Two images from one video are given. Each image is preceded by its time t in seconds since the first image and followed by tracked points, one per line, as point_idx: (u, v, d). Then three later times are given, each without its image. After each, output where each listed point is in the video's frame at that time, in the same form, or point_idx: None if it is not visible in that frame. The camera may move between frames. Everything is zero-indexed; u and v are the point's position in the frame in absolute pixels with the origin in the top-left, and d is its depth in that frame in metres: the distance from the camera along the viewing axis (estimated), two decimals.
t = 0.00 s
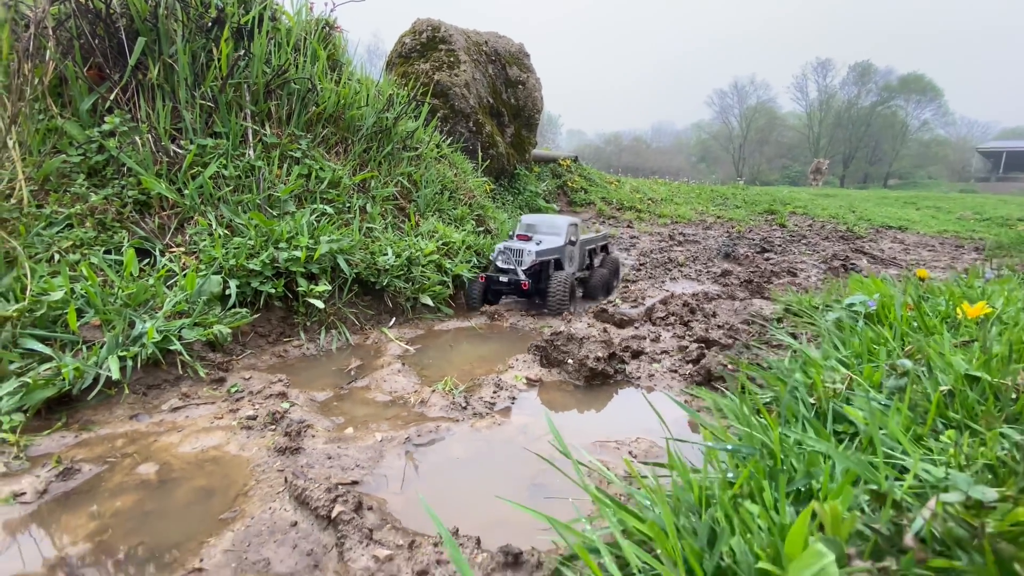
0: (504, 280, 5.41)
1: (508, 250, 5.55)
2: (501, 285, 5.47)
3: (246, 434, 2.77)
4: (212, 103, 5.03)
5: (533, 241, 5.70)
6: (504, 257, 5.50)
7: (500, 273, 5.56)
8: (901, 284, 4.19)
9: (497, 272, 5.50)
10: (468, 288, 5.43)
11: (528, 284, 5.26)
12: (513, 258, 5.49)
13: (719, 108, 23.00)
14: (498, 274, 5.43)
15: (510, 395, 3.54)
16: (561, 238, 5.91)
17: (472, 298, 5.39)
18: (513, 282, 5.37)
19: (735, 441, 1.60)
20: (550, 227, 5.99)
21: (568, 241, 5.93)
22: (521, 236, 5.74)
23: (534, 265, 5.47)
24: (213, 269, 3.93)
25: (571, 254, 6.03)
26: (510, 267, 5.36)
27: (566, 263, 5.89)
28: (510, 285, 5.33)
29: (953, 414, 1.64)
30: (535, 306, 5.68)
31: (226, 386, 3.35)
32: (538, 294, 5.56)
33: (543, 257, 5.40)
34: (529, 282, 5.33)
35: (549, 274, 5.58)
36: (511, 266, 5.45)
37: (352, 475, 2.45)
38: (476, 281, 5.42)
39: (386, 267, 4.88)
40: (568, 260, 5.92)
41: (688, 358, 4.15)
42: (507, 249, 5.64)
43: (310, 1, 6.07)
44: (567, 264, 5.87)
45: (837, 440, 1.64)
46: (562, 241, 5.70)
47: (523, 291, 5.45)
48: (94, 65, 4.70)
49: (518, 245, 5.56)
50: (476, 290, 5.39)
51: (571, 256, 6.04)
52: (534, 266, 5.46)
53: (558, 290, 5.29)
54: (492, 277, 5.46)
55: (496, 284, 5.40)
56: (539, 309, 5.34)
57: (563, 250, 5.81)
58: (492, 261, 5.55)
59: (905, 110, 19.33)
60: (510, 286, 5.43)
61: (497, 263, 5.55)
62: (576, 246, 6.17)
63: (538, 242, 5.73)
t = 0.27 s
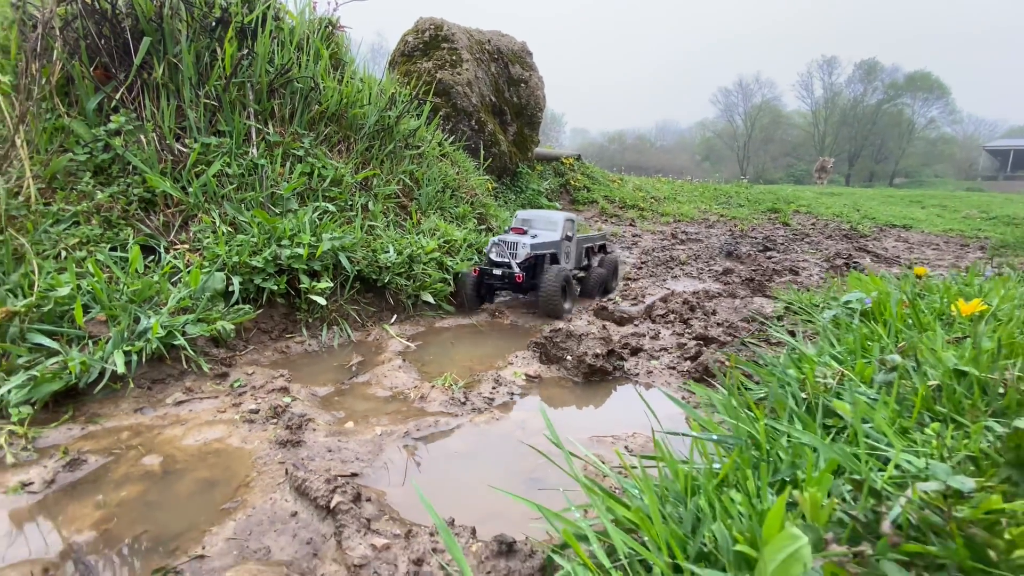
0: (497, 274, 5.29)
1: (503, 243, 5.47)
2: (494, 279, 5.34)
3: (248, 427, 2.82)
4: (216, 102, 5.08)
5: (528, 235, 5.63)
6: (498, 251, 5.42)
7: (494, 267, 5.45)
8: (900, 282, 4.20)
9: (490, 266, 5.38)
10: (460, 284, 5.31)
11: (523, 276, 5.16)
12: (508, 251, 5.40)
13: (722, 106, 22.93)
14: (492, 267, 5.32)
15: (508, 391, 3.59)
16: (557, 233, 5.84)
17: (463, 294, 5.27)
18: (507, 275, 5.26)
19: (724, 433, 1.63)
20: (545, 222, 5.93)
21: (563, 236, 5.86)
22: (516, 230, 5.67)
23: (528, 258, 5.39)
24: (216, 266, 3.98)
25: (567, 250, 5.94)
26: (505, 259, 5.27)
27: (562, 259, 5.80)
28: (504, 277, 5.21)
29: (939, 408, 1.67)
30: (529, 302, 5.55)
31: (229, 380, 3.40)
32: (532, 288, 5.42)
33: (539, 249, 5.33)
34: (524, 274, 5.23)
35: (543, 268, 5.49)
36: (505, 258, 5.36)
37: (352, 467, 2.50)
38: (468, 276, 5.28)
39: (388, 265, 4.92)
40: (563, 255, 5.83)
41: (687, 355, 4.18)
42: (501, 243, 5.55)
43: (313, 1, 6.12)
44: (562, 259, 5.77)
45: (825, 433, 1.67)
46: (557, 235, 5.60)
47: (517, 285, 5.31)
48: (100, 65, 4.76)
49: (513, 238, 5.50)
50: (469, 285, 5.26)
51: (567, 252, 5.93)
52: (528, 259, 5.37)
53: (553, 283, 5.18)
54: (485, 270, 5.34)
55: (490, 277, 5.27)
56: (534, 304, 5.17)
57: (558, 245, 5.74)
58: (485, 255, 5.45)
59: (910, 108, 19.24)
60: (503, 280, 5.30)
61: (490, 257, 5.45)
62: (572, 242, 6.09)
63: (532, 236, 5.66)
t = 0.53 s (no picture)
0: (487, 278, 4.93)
1: (495, 245, 5.01)
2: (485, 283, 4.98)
3: (258, 428, 2.82)
4: (224, 102, 5.09)
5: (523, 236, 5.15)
6: (489, 253, 4.95)
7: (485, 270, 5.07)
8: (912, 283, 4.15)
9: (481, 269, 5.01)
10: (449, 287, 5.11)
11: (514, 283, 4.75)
12: (500, 255, 4.93)
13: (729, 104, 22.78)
14: (482, 272, 4.96)
15: (517, 391, 3.57)
16: (555, 233, 5.34)
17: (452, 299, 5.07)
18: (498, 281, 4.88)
19: (742, 438, 1.60)
20: (543, 221, 5.43)
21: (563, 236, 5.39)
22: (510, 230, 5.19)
23: (522, 262, 4.92)
24: (225, 266, 3.99)
25: (566, 252, 5.46)
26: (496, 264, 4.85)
27: (560, 262, 5.33)
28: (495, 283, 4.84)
29: (961, 413, 1.64)
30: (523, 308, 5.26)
31: (239, 380, 3.40)
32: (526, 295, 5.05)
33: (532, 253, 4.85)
34: (516, 281, 4.82)
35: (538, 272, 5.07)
36: (497, 262, 4.93)
37: (362, 468, 2.49)
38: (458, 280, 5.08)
39: (395, 264, 4.91)
40: (562, 258, 5.36)
41: (696, 356, 4.15)
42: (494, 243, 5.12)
43: None
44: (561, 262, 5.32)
45: (845, 439, 1.64)
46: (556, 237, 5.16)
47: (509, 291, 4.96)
48: (110, 65, 4.77)
49: (506, 240, 4.95)
50: (457, 290, 5.05)
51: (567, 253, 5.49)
52: (522, 263, 4.89)
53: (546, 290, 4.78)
54: (475, 275, 5.00)
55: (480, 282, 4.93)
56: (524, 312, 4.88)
57: (556, 247, 5.27)
58: (476, 258, 5.06)
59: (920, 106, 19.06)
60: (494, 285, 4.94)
61: (481, 260, 5.05)
62: (572, 242, 5.60)
63: (527, 237, 5.18)
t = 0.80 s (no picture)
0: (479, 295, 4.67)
1: (491, 259, 4.71)
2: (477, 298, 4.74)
3: (272, 423, 2.85)
4: (234, 100, 5.13)
5: (523, 250, 4.80)
6: (484, 268, 4.68)
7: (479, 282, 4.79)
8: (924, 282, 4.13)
9: (474, 282, 4.73)
10: (437, 295, 4.75)
11: (506, 306, 4.51)
12: (495, 271, 4.66)
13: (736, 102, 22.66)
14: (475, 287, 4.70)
15: (527, 389, 3.58)
16: (556, 248, 4.96)
17: (439, 307, 4.73)
18: (489, 299, 4.64)
19: (758, 434, 1.61)
20: (546, 231, 5.01)
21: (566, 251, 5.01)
22: (509, 242, 4.83)
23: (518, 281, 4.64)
24: (237, 263, 4.02)
25: (567, 267, 5.10)
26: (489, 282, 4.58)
27: (559, 278, 5.01)
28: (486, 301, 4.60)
29: (978, 410, 1.64)
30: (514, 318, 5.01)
31: (251, 377, 3.43)
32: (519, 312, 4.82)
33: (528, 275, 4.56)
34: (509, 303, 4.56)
35: (535, 290, 4.79)
36: (491, 279, 4.65)
37: (376, 463, 2.51)
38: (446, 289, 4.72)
39: (404, 262, 4.92)
40: (562, 274, 5.03)
41: (706, 355, 4.15)
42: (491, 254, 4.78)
43: None
44: (559, 280, 5.01)
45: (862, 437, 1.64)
46: (558, 256, 4.80)
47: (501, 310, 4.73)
48: (122, 63, 4.81)
49: (504, 255, 4.67)
50: (445, 300, 4.72)
51: (567, 267, 5.16)
52: (517, 283, 4.61)
53: (540, 318, 4.54)
54: (467, 288, 4.74)
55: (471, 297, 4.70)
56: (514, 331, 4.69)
57: (557, 262, 4.93)
58: (470, 269, 4.77)
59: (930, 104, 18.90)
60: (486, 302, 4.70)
61: (475, 271, 4.77)
62: (575, 254, 5.23)
63: (527, 251, 4.82)
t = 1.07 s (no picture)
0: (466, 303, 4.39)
1: (479, 264, 4.44)
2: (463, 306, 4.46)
3: (283, 415, 2.91)
4: (245, 99, 5.20)
5: (513, 255, 4.53)
6: (472, 275, 4.40)
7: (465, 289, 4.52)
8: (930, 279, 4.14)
9: (461, 289, 4.46)
10: (423, 302, 4.54)
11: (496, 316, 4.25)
12: (483, 276, 4.40)
13: (743, 100, 22.55)
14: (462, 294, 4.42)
15: (533, 384, 3.63)
16: (549, 251, 4.70)
17: (425, 315, 4.53)
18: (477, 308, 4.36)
19: (761, 424, 1.65)
20: (538, 233, 4.74)
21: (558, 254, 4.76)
22: (498, 245, 4.56)
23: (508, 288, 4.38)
24: (249, 260, 4.09)
25: (560, 271, 4.85)
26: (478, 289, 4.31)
27: (552, 283, 4.75)
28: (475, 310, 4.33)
29: (978, 402, 1.67)
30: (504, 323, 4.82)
31: (263, 370, 3.50)
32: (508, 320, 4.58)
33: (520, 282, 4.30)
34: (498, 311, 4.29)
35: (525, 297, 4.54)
36: (480, 286, 4.38)
37: (386, 454, 2.57)
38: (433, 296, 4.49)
39: (411, 259, 4.97)
40: (555, 278, 4.77)
41: (711, 351, 4.17)
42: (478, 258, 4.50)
43: None
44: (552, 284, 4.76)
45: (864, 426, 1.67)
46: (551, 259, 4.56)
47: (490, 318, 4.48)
48: (136, 63, 4.89)
49: (493, 259, 4.41)
50: (431, 308, 4.51)
51: (560, 270, 4.91)
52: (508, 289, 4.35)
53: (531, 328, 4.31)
54: (453, 296, 4.46)
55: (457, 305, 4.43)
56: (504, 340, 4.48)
57: (550, 267, 4.67)
58: (456, 275, 4.50)
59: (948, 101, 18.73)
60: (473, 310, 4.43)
61: (462, 277, 4.50)
62: (569, 257, 4.97)
63: (518, 255, 4.56)
